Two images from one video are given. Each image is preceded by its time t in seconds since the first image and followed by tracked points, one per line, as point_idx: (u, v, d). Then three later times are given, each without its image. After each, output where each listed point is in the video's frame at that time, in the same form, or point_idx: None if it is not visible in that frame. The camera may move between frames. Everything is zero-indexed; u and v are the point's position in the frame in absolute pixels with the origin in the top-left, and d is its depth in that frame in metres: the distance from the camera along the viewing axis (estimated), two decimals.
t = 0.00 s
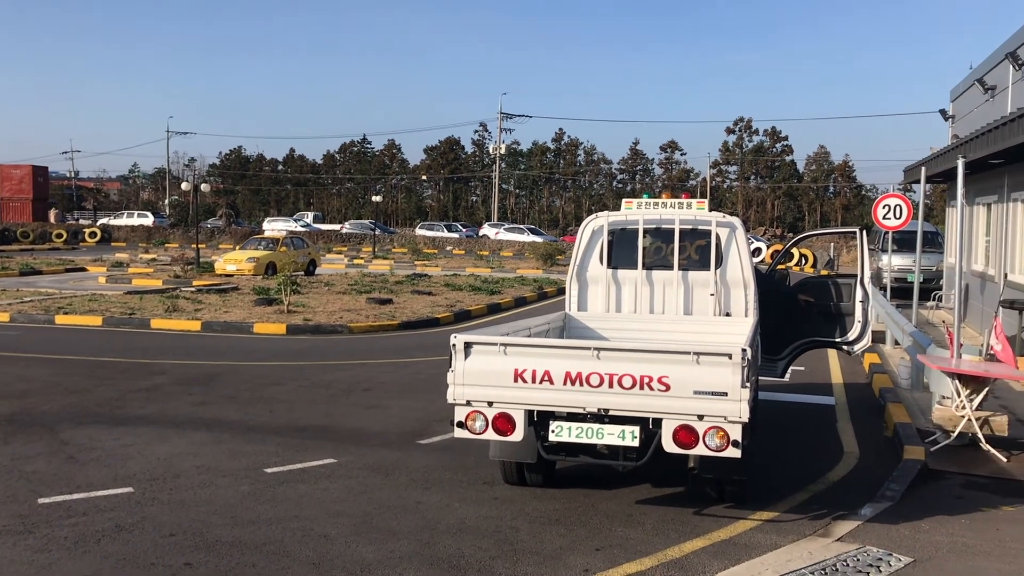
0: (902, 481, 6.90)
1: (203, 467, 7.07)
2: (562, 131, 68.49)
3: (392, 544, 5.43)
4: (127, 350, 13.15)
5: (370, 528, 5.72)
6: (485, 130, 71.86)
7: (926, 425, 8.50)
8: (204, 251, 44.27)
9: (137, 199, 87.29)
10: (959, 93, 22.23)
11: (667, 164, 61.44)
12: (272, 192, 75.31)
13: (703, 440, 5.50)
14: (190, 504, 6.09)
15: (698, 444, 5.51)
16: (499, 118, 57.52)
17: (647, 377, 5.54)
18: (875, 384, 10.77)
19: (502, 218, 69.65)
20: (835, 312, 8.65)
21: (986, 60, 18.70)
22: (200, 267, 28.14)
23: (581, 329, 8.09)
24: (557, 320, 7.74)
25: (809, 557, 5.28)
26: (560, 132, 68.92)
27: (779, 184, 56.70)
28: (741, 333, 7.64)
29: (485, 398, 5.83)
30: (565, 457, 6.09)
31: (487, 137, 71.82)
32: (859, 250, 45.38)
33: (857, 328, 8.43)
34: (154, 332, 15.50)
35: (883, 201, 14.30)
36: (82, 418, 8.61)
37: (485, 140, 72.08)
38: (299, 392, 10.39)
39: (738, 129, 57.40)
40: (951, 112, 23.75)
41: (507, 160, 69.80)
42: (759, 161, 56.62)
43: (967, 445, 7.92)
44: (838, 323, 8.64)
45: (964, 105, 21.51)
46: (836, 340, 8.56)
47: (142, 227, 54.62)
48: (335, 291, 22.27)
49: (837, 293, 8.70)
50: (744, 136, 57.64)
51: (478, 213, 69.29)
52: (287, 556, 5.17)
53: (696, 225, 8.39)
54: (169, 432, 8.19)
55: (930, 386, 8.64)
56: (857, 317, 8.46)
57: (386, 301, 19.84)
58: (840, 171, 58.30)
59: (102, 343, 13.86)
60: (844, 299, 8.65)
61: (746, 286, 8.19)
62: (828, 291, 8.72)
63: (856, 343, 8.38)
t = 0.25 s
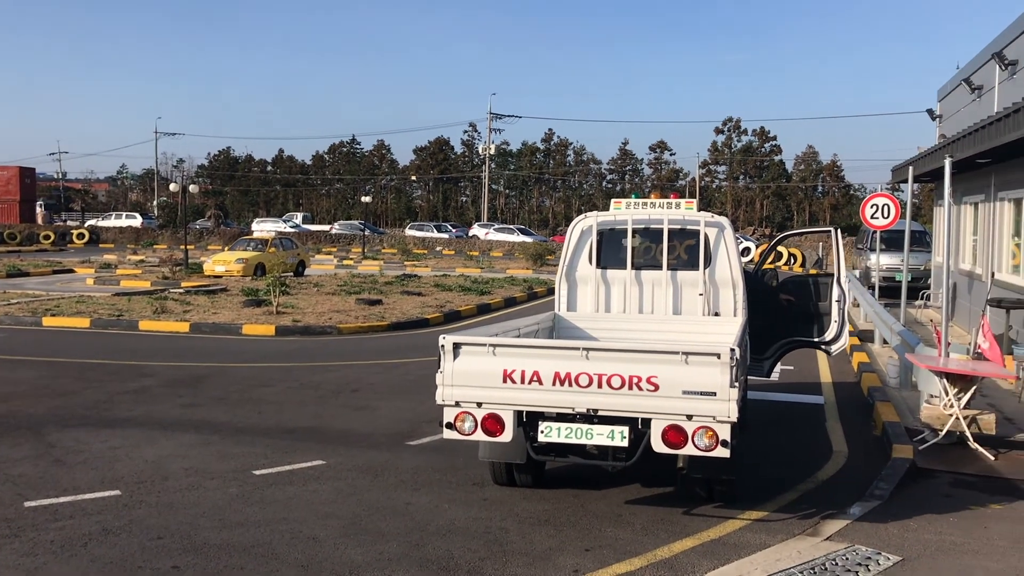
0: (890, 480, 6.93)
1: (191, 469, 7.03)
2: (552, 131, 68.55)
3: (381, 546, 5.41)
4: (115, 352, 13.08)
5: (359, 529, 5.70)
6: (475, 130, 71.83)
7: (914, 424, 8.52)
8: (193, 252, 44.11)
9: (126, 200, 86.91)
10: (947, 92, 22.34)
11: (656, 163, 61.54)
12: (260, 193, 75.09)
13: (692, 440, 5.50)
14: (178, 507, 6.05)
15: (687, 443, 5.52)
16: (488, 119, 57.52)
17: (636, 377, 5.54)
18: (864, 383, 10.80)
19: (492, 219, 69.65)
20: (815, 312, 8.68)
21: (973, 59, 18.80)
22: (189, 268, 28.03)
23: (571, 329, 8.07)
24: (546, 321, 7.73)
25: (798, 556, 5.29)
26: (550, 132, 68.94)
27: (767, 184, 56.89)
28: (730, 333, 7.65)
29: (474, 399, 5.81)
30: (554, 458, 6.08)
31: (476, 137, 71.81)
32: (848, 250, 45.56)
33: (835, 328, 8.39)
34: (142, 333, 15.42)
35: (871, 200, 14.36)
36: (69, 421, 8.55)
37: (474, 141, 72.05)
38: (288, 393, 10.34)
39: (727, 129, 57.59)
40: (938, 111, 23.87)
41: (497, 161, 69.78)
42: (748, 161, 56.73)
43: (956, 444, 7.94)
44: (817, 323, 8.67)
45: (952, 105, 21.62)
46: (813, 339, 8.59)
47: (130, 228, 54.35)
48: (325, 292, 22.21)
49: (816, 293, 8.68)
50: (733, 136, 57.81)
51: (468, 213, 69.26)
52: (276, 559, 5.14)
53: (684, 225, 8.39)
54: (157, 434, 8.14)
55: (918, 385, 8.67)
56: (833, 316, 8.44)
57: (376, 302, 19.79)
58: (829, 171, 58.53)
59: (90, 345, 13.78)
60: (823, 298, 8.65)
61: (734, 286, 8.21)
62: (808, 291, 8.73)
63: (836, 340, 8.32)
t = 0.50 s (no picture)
0: (885, 481, 6.93)
1: (185, 472, 7.01)
2: (547, 132, 68.57)
3: (376, 548, 5.40)
4: (109, 354, 13.03)
5: (354, 532, 5.69)
6: (469, 131, 71.78)
7: (909, 425, 8.54)
8: (186, 255, 43.99)
9: (120, 202, 86.74)
10: (940, 93, 22.40)
11: (650, 164, 61.59)
12: (255, 195, 74.95)
13: (687, 442, 5.50)
14: (172, 510, 6.03)
15: (683, 445, 5.51)
16: (483, 120, 57.48)
17: (631, 378, 5.53)
18: (859, 383, 10.81)
19: (487, 220, 69.62)
20: (793, 313, 8.82)
21: (966, 60, 18.86)
22: (183, 270, 27.95)
23: (565, 331, 8.06)
24: (541, 322, 7.72)
25: (793, 558, 5.28)
26: (545, 134, 68.94)
27: (762, 185, 56.88)
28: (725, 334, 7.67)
29: (468, 401, 5.80)
30: (549, 460, 6.07)
31: (471, 139, 71.79)
32: (842, 250, 45.56)
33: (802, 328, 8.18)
34: (136, 336, 15.37)
35: (865, 201, 14.38)
36: (62, 424, 8.51)
37: (469, 143, 72.03)
38: (282, 395, 10.32)
39: (721, 130, 57.64)
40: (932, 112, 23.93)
41: (492, 162, 69.70)
42: (742, 162, 56.75)
43: (950, 444, 7.95)
44: (793, 324, 8.80)
45: (945, 105, 21.68)
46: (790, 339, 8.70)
47: (123, 230, 54.18)
48: (319, 294, 22.16)
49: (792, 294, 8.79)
50: (727, 137, 57.86)
51: (462, 215, 69.22)
52: (271, 562, 5.12)
53: (679, 226, 8.38)
54: (152, 438, 8.10)
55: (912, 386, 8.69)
56: (800, 316, 8.32)
57: (371, 304, 19.76)
58: (823, 171, 58.55)
59: (84, 347, 13.72)
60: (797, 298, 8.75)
61: (729, 287, 8.23)
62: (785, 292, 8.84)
63: (806, 342, 8.04)
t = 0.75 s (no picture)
0: (885, 482, 6.92)
1: (183, 474, 6.99)
2: (546, 134, 68.61)
3: (376, 551, 5.38)
4: (108, 357, 13.01)
5: (353, 534, 5.68)
6: (468, 133, 71.81)
7: (909, 426, 8.54)
8: (186, 257, 43.98)
9: (119, 205, 86.73)
10: (940, 94, 22.41)
11: (650, 165, 61.61)
12: (254, 197, 74.98)
13: (686, 443, 5.49)
14: (171, 512, 6.02)
15: (682, 447, 5.50)
16: (482, 122, 57.50)
17: (630, 380, 5.52)
18: (858, 384, 10.81)
19: (486, 222, 69.64)
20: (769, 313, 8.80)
21: (965, 61, 18.87)
22: (182, 272, 27.95)
23: (564, 333, 8.05)
24: (540, 324, 7.71)
25: (793, 559, 5.27)
26: (544, 136, 68.96)
27: (761, 186, 56.87)
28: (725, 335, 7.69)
29: (467, 403, 5.79)
30: (549, 462, 6.06)
31: (470, 141, 71.81)
32: (842, 251, 45.56)
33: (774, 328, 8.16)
34: (135, 338, 15.35)
35: (864, 202, 14.39)
36: (60, 427, 8.49)
37: (468, 144, 72.06)
38: (281, 397, 10.31)
39: (720, 131, 57.68)
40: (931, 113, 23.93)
41: (491, 164, 69.72)
42: (742, 163, 56.74)
43: (950, 445, 7.95)
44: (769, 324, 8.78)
45: (944, 107, 21.68)
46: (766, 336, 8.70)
47: (123, 232, 54.13)
48: (318, 296, 22.16)
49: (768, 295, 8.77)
50: (726, 138, 57.90)
51: (462, 216, 69.22)
52: (269, 564, 5.11)
53: (678, 227, 8.36)
54: (151, 440, 8.09)
55: (912, 387, 8.68)
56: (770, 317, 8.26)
57: (370, 306, 19.76)
58: (822, 172, 58.58)
59: (83, 350, 13.71)
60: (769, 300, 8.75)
61: (728, 288, 8.23)
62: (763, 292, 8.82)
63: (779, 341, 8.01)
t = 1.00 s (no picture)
0: (887, 483, 6.91)
1: (185, 476, 6.99)
2: (548, 135, 68.64)
3: (378, 553, 5.38)
4: (110, 358, 13.02)
5: (355, 536, 5.68)
6: (470, 134, 71.84)
7: (911, 427, 8.52)
8: (187, 259, 44.01)
9: (120, 207, 86.86)
10: (941, 95, 22.39)
11: (651, 166, 61.63)
12: (256, 198, 75.07)
13: (688, 444, 5.48)
14: (174, 514, 6.02)
15: (684, 448, 5.49)
16: (483, 123, 57.53)
17: (632, 381, 5.52)
18: (860, 385, 10.80)
19: (487, 223, 69.67)
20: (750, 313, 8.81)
21: (967, 61, 18.85)
22: (184, 273, 27.96)
23: (566, 334, 8.05)
24: (542, 325, 7.71)
25: (796, 561, 5.27)
26: (545, 137, 68.99)
27: (763, 187, 56.87)
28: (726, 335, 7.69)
29: (469, 405, 5.79)
30: (551, 463, 6.06)
31: (471, 142, 71.84)
32: (844, 251, 45.56)
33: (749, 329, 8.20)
34: (137, 340, 15.37)
35: (866, 202, 14.37)
36: (63, 429, 8.50)
37: (469, 145, 72.09)
38: (283, 399, 10.31)
39: (721, 132, 57.71)
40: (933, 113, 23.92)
41: (492, 165, 69.74)
42: (743, 164, 56.69)
43: (953, 446, 7.93)
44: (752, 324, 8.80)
45: (946, 107, 21.66)
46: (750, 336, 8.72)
47: (125, 234, 54.19)
48: (320, 297, 22.17)
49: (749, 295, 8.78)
50: (728, 139, 57.92)
51: (463, 217, 69.24)
52: (271, 566, 5.11)
53: (680, 228, 8.36)
54: (153, 442, 8.10)
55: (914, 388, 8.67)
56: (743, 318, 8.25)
57: (372, 307, 19.78)
58: (824, 173, 58.58)
59: (85, 351, 13.73)
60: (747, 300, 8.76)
61: (730, 289, 8.23)
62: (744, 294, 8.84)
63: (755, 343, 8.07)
